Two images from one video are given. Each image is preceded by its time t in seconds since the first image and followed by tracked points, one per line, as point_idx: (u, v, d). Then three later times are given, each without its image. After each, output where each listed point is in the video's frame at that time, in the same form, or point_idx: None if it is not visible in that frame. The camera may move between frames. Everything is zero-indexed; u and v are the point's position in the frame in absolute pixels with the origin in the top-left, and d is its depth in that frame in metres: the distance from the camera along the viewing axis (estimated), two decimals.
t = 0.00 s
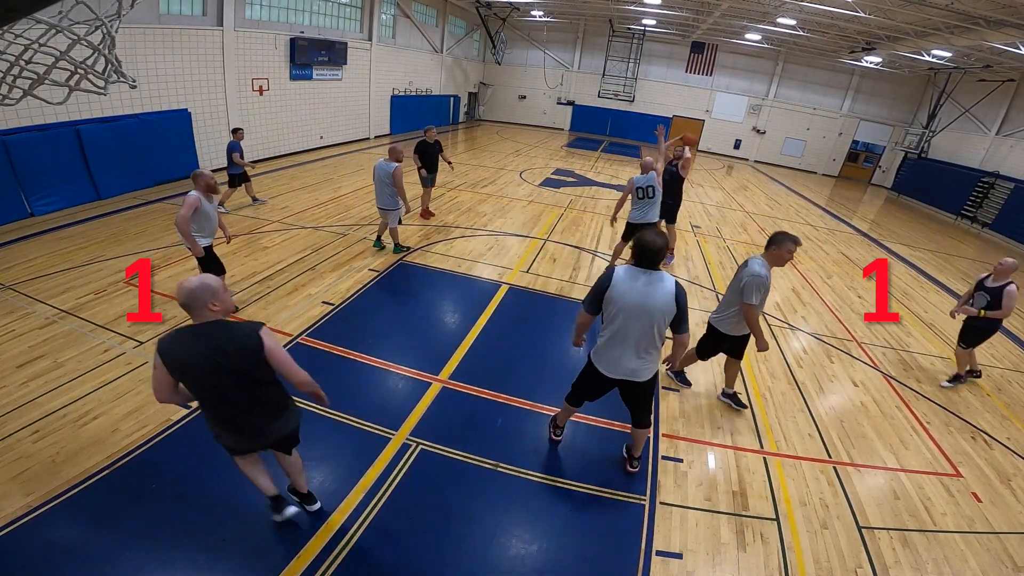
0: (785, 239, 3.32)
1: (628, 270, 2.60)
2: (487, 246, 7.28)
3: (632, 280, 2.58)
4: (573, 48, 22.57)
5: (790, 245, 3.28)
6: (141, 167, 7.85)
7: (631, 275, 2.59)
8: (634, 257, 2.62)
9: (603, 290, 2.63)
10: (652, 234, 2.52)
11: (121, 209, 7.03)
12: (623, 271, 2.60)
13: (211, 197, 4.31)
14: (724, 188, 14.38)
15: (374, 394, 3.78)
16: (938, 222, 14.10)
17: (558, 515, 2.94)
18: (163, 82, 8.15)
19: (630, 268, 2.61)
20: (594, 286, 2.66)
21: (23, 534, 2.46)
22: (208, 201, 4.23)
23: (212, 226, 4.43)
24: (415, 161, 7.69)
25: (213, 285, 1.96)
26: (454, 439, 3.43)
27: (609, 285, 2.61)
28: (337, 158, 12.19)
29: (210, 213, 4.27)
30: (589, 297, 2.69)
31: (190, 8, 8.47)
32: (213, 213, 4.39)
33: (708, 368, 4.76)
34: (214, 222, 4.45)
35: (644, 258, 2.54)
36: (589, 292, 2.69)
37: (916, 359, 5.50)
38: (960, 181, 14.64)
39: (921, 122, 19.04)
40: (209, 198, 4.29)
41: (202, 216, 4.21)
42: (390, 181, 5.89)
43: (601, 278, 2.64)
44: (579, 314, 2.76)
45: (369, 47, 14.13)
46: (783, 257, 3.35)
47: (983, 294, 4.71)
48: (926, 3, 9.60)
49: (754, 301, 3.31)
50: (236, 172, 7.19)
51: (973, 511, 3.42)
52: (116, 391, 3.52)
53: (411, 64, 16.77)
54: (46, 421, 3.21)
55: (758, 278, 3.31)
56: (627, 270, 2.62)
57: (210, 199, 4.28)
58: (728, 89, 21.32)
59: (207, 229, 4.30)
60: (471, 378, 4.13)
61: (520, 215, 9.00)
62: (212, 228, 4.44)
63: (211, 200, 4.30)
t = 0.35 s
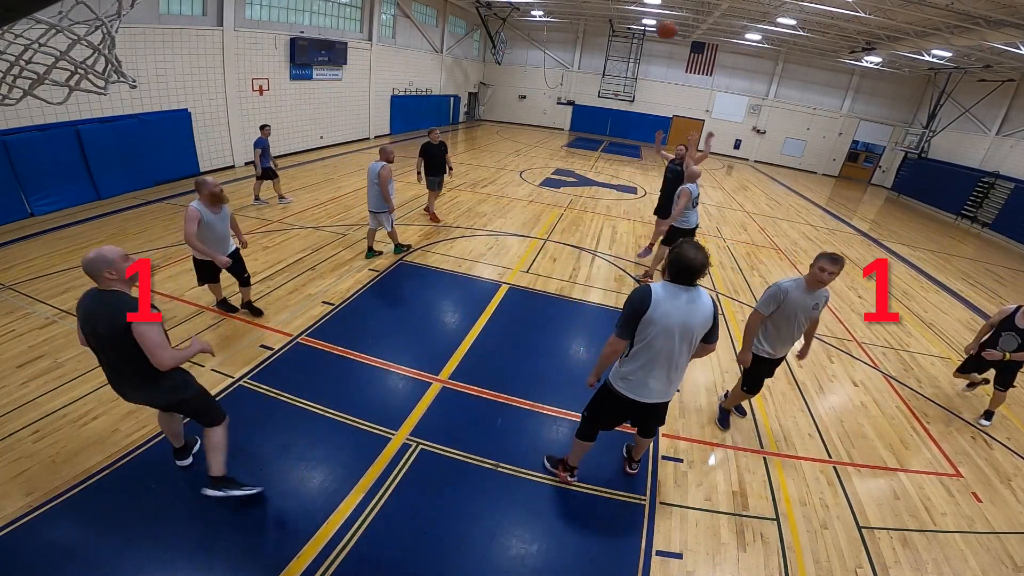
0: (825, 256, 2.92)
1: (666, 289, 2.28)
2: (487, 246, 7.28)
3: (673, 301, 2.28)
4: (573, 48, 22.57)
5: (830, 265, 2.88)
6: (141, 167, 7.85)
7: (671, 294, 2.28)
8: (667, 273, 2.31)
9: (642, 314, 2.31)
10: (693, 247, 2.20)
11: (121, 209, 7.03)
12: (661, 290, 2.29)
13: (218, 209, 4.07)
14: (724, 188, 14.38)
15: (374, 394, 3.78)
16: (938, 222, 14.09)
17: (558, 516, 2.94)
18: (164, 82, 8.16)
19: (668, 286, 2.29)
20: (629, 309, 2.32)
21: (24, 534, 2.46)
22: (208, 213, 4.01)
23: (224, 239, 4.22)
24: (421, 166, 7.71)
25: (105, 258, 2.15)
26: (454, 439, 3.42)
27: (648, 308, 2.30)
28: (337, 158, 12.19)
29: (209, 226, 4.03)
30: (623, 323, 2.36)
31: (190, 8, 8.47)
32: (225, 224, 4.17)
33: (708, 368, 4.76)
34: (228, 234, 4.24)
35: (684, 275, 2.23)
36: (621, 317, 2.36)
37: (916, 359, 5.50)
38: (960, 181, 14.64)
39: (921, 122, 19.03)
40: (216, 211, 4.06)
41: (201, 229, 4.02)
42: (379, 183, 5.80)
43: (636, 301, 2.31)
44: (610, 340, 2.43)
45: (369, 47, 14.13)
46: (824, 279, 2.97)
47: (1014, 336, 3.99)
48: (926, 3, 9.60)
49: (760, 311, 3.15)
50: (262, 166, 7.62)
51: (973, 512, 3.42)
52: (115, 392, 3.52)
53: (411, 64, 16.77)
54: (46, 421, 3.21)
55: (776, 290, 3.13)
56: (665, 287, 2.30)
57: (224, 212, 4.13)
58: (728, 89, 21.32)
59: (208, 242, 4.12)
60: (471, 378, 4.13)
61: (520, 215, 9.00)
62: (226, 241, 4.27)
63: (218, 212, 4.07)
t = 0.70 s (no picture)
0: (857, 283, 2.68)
1: (677, 323, 2.15)
2: (487, 246, 7.28)
3: (681, 333, 2.16)
4: (573, 48, 22.57)
5: (856, 292, 2.63)
6: (141, 167, 7.86)
7: (681, 328, 2.16)
8: (674, 304, 2.16)
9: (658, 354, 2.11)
10: (706, 278, 2.09)
11: (121, 209, 7.04)
12: (674, 325, 2.14)
13: (233, 224, 3.61)
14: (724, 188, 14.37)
15: (374, 394, 3.78)
16: (938, 222, 14.08)
17: (557, 516, 2.94)
18: (164, 82, 8.17)
19: (677, 318, 2.16)
20: (645, 350, 2.08)
21: (24, 533, 2.47)
22: (221, 227, 3.56)
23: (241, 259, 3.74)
24: (426, 166, 7.67)
25: (52, 267, 2.28)
26: (454, 439, 3.42)
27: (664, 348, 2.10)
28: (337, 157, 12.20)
29: (221, 243, 3.58)
30: (634, 361, 2.11)
31: (190, 8, 8.47)
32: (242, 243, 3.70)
33: (709, 368, 4.75)
34: (245, 255, 3.75)
35: (694, 308, 2.12)
36: (629, 355, 2.10)
37: (917, 359, 5.50)
38: (960, 181, 14.64)
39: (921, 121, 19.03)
40: (231, 226, 3.62)
41: (212, 245, 3.57)
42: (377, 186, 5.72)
43: (650, 340, 2.07)
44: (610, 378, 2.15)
45: (369, 47, 14.13)
46: (850, 310, 2.68)
47: (991, 349, 3.57)
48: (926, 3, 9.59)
49: (772, 332, 3.02)
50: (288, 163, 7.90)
51: (973, 512, 3.42)
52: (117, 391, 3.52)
53: (411, 63, 16.77)
54: (46, 421, 3.21)
55: (798, 316, 2.96)
56: (676, 320, 2.16)
57: (244, 228, 3.72)
58: (728, 89, 21.33)
59: (221, 261, 3.66)
60: (471, 378, 4.13)
61: (519, 215, 9.00)
62: (243, 262, 3.78)
63: (233, 228, 3.62)
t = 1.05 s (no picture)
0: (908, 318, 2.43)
1: (652, 331, 2.11)
2: (487, 246, 7.29)
3: (659, 341, 2.13)
4: (573, 48, 22.56)
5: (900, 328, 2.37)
6: (141, 167, 7.86)
7: (657, 335, 2.13)
8: (645, 314, 2.08)
9: (644, 369, 2.08)
10: (667, 280, 2.04)
11: (121, 209, 7.04)
12: (651, 334, 2.10)
13: (235, 245, 3.15)
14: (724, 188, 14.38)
15: (374, 394, 3.78)
16: (938, 222, 14.08)
17: (558, 515, 2.94)
18: (164, 82, 8.16)
19: (651, 328, 2.12)
20: (632, 368, 2.03)
21: (24, 533, 2.46)
22: (221, 251, 3.10)
23: (250, 286, 3.26)
24: (433, 166, 7.68)
25: None
26: (455, 439, 3.42)
27: (649, 360, 2.07)
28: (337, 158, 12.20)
29: (224, 269, 3.11)
30: (621, 382, 2.05)
31: (190, 8, 8.46)
32: (248, 265, 3.22)
33: (708, 368, 4.75)
34: (254, 280, 3.28)
35: (663, 312, 2.09)
36: (617, 377, 2.05)
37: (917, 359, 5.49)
38: (960, 182, 14.64)
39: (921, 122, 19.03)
40: (233, 248, 3.15)
41: (216, 272, 3.11)
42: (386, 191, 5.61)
43: (633, 357, 2.03)
44: (598, 403, 2.08)
45: (369, 47, 14.13)
46: (889, 349, 2.42)
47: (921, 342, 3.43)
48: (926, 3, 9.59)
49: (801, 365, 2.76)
50: (312, 162, 8.12)
51: (973, 511, 3.42)
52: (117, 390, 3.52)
53: (411, 63, 16.77)
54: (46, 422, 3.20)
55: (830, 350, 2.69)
56: (650, 329, 2.12)
57: (249, 250, 3.24)
58: (728, 89, 21.32)
59: (228, 291, 3.18)
60: (471, 378, 4.13)
61: (519, 215, 9.00)
62: (255, 288, 3.31)
63: (235, 250, 3.16)
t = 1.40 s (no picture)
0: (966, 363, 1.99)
1: (609, 313, 2.03)
2: (487, 245, 7.29)
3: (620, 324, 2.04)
4: (573, 47, 22.56)
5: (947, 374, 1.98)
6: (141, 167, 7.86)
7: (615, 317, 2.05)
8: (596, 298, 2.00)
9: (613, 356, 1.98)
10: (607, 261, 1.98)
11: (121, 208, 7.04)
12: (608, 317, 2.03)
13: (241, 262, 2.81)
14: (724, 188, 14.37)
15: (374, 394, 3.79)
16: (938, 222, 14.08)
17: (557, 516, 2.93)
18: (163, 82, 8.16)
19: (606, 312, 2.04)
20: (604, 357, 1.93)
21: (23, 534, 2.46)
22: (223, 268, 2.77)
23: (253, 309, 2.89)
24: (439, 165, 7.68)
25: None
26: (455, 439, 3.42)
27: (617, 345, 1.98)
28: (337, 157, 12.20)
29: (223, 288, 2.78)
30: (596, 374, 1.94)
31: (190, 8, 8.45)
32: (253, 284, 2.85)
33: (708, 368, 4.75)
34: (260, 302, 2.91)
35: (613, 292, 2.02)
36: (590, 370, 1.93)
37: (917, 359, 5.49)
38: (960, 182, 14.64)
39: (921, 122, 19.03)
40: (238, 266, 2.80)
41: (216, 290, 2.79)
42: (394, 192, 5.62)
43: (601, 346, 1.93)
44: (583, 401, 1.95)
45: (369, 47, 14.12)
46: (935, 397, 2.01)
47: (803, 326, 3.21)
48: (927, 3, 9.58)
49: (829, 406, 2.38)
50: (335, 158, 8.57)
51: (974, 512, 3.42)
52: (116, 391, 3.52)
53: (411, 63, 16.77)
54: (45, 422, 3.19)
55: (864, 389, 2.29)
56: (606, 314, 2.04)
57: (257, 270, 2.88)
58: (728, 89, 21.32)
59: (230, 312, 2.87)
60: (471, 378, 4.13)
61: (519, 215, 9.00)
62: (263, 311, 2.95)
63: (240, 269, 2.81)
